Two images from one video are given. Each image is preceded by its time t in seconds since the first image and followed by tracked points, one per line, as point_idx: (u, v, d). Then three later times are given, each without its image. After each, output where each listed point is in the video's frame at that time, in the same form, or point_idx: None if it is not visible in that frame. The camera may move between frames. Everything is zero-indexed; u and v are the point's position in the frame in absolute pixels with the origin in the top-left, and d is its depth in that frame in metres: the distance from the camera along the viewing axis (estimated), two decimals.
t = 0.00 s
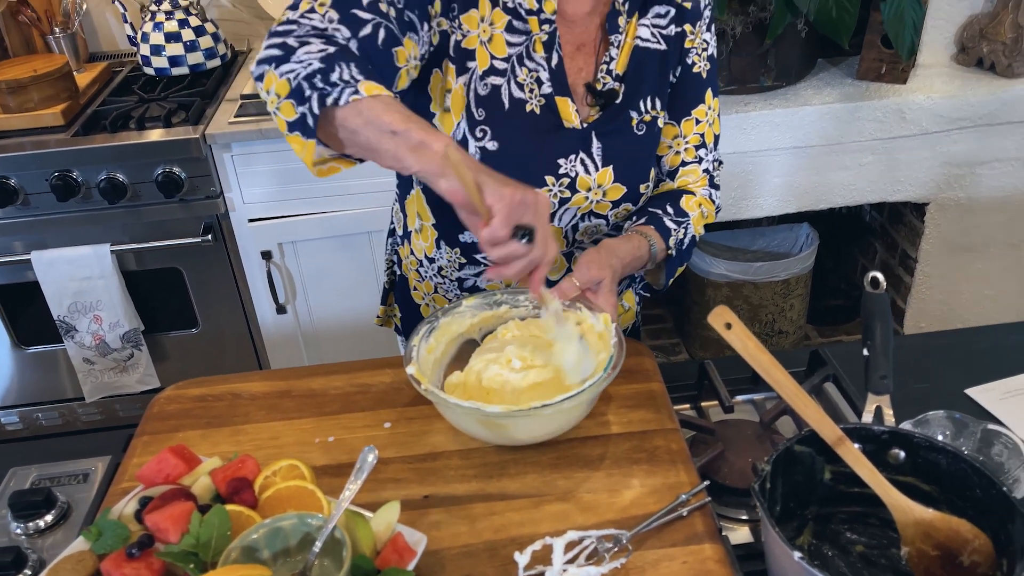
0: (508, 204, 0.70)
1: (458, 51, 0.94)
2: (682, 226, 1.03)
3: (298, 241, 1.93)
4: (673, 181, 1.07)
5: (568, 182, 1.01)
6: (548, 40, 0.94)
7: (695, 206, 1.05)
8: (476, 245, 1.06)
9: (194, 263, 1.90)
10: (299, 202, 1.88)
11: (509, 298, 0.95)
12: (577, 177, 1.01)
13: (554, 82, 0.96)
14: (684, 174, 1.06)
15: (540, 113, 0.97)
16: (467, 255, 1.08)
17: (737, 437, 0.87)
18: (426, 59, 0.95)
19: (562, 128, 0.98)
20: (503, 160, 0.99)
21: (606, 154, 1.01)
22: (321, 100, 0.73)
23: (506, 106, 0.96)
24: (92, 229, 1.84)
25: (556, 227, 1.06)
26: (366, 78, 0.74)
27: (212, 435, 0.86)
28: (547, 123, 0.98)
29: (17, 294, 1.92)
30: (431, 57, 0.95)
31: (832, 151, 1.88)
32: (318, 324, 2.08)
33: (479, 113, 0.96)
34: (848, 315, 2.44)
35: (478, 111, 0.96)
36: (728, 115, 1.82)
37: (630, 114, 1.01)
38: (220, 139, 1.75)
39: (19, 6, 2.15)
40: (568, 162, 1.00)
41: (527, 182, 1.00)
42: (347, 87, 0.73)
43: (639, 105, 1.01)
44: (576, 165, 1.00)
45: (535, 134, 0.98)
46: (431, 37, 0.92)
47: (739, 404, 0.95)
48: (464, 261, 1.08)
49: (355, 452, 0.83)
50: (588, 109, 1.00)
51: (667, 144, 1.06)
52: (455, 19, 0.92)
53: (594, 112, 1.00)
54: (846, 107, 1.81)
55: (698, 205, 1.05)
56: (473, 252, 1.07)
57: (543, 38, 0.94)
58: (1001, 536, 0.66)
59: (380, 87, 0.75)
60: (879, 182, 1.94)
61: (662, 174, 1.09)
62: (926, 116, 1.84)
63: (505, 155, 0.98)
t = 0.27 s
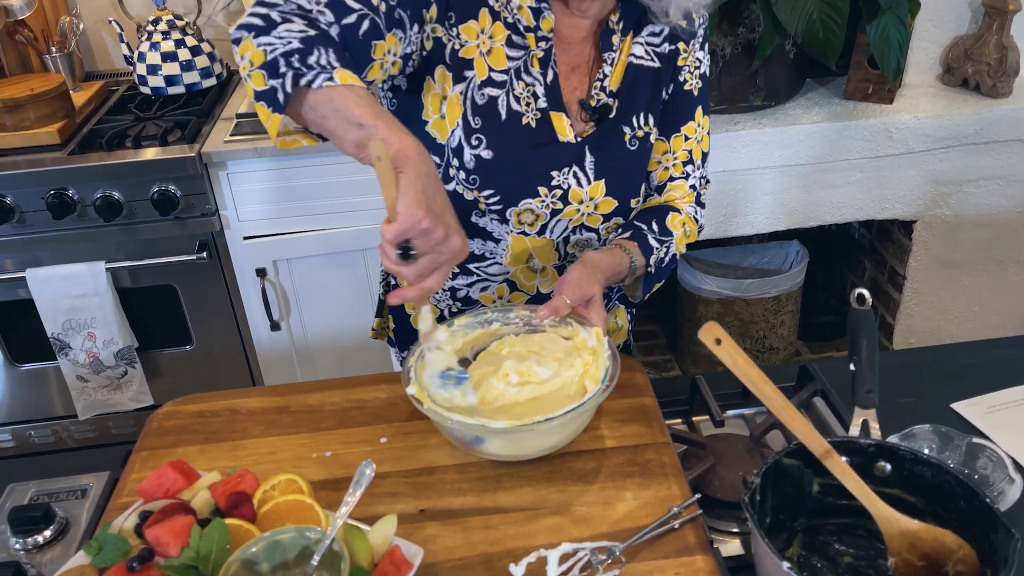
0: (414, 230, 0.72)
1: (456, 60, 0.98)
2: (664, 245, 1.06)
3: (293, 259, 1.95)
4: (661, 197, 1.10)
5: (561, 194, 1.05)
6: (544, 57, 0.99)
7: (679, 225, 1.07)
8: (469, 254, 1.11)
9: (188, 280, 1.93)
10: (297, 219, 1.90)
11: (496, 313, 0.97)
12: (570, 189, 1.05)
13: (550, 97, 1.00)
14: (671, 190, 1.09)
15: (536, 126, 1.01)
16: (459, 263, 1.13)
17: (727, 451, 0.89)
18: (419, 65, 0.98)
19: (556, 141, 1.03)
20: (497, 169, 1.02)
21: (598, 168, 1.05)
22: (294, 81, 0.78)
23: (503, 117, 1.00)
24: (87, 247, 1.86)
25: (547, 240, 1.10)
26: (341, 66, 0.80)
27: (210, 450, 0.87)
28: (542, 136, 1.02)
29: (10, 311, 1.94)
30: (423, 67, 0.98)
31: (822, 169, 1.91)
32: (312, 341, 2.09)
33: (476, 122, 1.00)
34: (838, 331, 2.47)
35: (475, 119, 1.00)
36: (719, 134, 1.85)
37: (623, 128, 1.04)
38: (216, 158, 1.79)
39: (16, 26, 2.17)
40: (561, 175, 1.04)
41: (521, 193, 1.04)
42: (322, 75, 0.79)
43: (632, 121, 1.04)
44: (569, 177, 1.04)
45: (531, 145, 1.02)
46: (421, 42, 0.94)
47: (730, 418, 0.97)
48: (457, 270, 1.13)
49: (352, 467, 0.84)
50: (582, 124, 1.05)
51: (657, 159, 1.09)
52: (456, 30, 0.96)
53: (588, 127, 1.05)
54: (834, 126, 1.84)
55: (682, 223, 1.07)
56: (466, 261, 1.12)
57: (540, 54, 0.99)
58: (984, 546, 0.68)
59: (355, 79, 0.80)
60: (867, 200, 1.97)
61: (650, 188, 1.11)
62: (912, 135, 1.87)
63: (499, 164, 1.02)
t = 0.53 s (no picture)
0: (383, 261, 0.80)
1: (457, 78, 1.00)
2: (654, 266, 1.08)
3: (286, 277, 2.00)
4: (653, 217, 1.13)
5: (554, 212, 1.08)
6: (540, 79, 1.02)
7: (669, 246, 1.09)
8: (464, 267, 1.14)
9: (180, 298, 1.97)
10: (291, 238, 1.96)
11: (489, 331, 0.98)
12: (563, 208, 1.08)
13: (545, 118, 1.03)
14: (663, 211, 1.12)
15: (531, 146, 1.04)
16: (454, 276, 1.15)
17: (715, 466, 0.91)
18: (420, 82, 1.00)
19: (550, 161, 1.05)
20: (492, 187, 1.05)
21: (591, 188, 1.08)
22: (282, 105, 0.80)
23: (499, 135, 1.03)
24: (80, 265, 1.90)
25: (540, 256, 1.13)
26: (327, 90, 0.80)
27: (205, 467, 0.89)
28: (536, 156, 1.05)
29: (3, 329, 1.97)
30: (425, 82, 1.00)
31: (809, 189, 1.94)
32: (303, 358, 2.14)
33: (474, 138, 1.02)
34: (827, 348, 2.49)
35: (473, 136, 1.02)
36: (708, 154, 1.89)
37: (616, 149, 1.07)
38: (210, 177, 1.83)
39: (12, 47, 2.19)
40: (554, 194, 1.07)
41: (516, 211, 1.07)
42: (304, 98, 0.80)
43: (624, 142, 1.07)
44: (561, 197, 1.07)
45: (526, 164, 1.05)
46: (425, 59, 0.97)
47: (717, 434, 0.99)
48: (452, 283, 1.16)
49: (346, 483, 0.85)
50: (576, 145, 1.07)
51: (648, 180, 1.12)
52: (457, 49, 0.98)
53: (582, 148, 1.07)
54: (820, 147, 1.88)
55: (673, 245, 1.09)
56: (461, 275, 1.15)
57: (535, 77, 1.02)
58: (965, 558, 0.70)
59: (343, 102, 0.81)
60: (853, 219, 2.01)
61: (643, 209, 1.15)
62: (897, 156, 1.90)
63: (494, 182, 1.05)
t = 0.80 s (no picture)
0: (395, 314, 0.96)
1: (460, 108, 1.03)
2: (655, 284, 1.10)
3: (281, 295, 2.07)
4: (654, 238, 1.16)
5: (555, 234, 1.11)
6: (544, 106, 1.05)
7: (670, 265, 1.12)
8: (466, 288, 1.17)
9: (174, 317, 2.03)
10: (286, 258, 2.03)
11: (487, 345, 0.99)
12: (563, 229, 1.11)
13: (548, 144, 1.06)
14: (663, 232, 1.16)
15: (534, 171, 1.07)
16: (457, 297, 1.18)
17: (706, 480, 0.93)
18: (423, 112, 1.03)
19: (552, 186, 1.08)
20: (493, 211, 1.08)
21: (591, 210, 1.11)
22: (283, 174, 0.89)
23: (502, 161, 1.06)
24: (76, 284, 1.97)
25: (541, 276, 1.16)
26: (319, 162, 0.89)
27: (205, 481, 0.90)
28: (538, 180, 1.08)
29: None
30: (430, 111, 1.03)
31: (800, 209, 1.98)
32: (297, 376, 2.20)
33: (477, 164, 1.06)
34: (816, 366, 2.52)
35: (477, 162, 1.06)
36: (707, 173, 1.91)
37: (616, 172, 1.11)
38: (206, 196, 1.90)
39: (9, 68, 2.22)
40: (555, 217, 1.10)
41: (516, 234, 1.10)
42: (297, 174, 0.89)
43: (624, 165, 1.11)
44: (562, 219, 1.10)
45: (528, 188, 1.08)
46: (426, 95, 1.00)
47: (709, 449, 1.00)
48: (455, 303, 1.19)
49: (344, 498, 0.87)
50: (577, 169, 1.11)
51: (649, 202, 1.16)
52: (460, 81, 1.01)
53: (583, 172, 1.11)
54: (808, 169, 1.91)
55: (674, 263, 1.12)
56: (463, 294, 1.18)
57: (540, 103, 1.04)
58: (948, 569, 0.72)
59: (333, 172, 0.90)
60: (842, 239, 2.04)
61: (643, 230, 1.18)
62: (883, 177, 1.94)
63: (496, 206, 1.08)
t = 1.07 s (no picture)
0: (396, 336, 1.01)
1: (453, 137, 1.09)
2: (654, 296, 1.12)
3: (276, 311, 2.09)
4: (652, 251, 1.18)
5: (552, 250, 1.14)
6: (536, 128, 1.09)
7: (669, 277, 1.14)
8: (468, 307, 1.21)
9: (170, 332, 2.05)
10: (281, 274, 2.05)
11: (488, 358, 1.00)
12: (561, 246, 1.14)
13: (541, 165, 1.10)
14: (662, 244, 1.17)
15: (528, 192, 1.11)
16: (460, 317, 1.23)
17: (699, 490, 0.95)
18: (419, 145, 1.10)
19: (548, 204, 1.11)
20: (490, 232, 1.12)
21: (588, 226, 1.14)
22: (280, 219, 1.00)
23: (496, 185, 1.10)
24: (72, 300, 1.98)
25: (542, 292, 1.20)
26: (305, 202, 0.99)
27: (206, 491, 0.91)
28: (534, 199, 1.11)
29: None
30: (424, 143, 1.10)
31: (791, 228, 2.01)
32: (292, 393, 2.21)
33: (470, 190, 1.10)
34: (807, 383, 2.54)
35: (470, 188, 1.10)
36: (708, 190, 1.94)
37: (611, 187, 1.13)
38: (203, 213, 1.93)
39: (8, 85, 2.21)
40: (552, 233, 1.13)
41: (513, 253, 1.14)
42: (288, 217, 1.00)
43: (620, 180, 1.14)
44: (559, 234, 1.13)
45: (523, 209, 1.11)
46: (415, 131, 1.08)
47: (701, 460, 1.02)
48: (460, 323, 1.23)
49: (344, 507, 0.88)
50: (573, 184, 1.13)
51: (648, 216, 1.18)
52: (451, 113, 1.08)
53: (578, 186, 1.13)
54: (797, 188, 1.95)
55: (673, 275, 1.14)
56: (466, 314, 1.22)
57: (532, 125, 1.09)
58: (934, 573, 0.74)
59: (316, 210, 1.00)
60: (831, 257, 2.07)
61: (643, 244, 1.20)
62: (871, 196, 1.97)
63: (493, 226, 1.11)
